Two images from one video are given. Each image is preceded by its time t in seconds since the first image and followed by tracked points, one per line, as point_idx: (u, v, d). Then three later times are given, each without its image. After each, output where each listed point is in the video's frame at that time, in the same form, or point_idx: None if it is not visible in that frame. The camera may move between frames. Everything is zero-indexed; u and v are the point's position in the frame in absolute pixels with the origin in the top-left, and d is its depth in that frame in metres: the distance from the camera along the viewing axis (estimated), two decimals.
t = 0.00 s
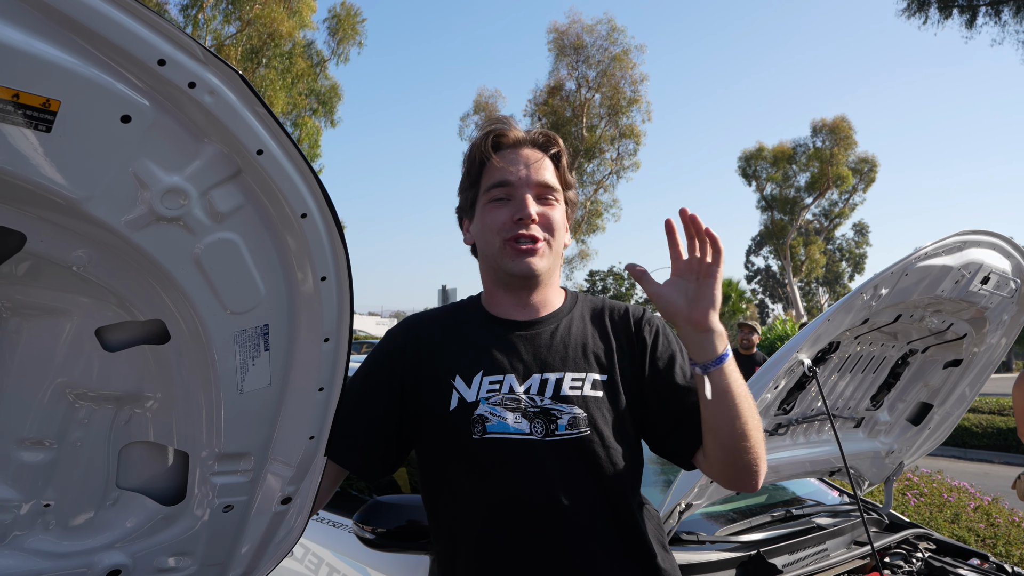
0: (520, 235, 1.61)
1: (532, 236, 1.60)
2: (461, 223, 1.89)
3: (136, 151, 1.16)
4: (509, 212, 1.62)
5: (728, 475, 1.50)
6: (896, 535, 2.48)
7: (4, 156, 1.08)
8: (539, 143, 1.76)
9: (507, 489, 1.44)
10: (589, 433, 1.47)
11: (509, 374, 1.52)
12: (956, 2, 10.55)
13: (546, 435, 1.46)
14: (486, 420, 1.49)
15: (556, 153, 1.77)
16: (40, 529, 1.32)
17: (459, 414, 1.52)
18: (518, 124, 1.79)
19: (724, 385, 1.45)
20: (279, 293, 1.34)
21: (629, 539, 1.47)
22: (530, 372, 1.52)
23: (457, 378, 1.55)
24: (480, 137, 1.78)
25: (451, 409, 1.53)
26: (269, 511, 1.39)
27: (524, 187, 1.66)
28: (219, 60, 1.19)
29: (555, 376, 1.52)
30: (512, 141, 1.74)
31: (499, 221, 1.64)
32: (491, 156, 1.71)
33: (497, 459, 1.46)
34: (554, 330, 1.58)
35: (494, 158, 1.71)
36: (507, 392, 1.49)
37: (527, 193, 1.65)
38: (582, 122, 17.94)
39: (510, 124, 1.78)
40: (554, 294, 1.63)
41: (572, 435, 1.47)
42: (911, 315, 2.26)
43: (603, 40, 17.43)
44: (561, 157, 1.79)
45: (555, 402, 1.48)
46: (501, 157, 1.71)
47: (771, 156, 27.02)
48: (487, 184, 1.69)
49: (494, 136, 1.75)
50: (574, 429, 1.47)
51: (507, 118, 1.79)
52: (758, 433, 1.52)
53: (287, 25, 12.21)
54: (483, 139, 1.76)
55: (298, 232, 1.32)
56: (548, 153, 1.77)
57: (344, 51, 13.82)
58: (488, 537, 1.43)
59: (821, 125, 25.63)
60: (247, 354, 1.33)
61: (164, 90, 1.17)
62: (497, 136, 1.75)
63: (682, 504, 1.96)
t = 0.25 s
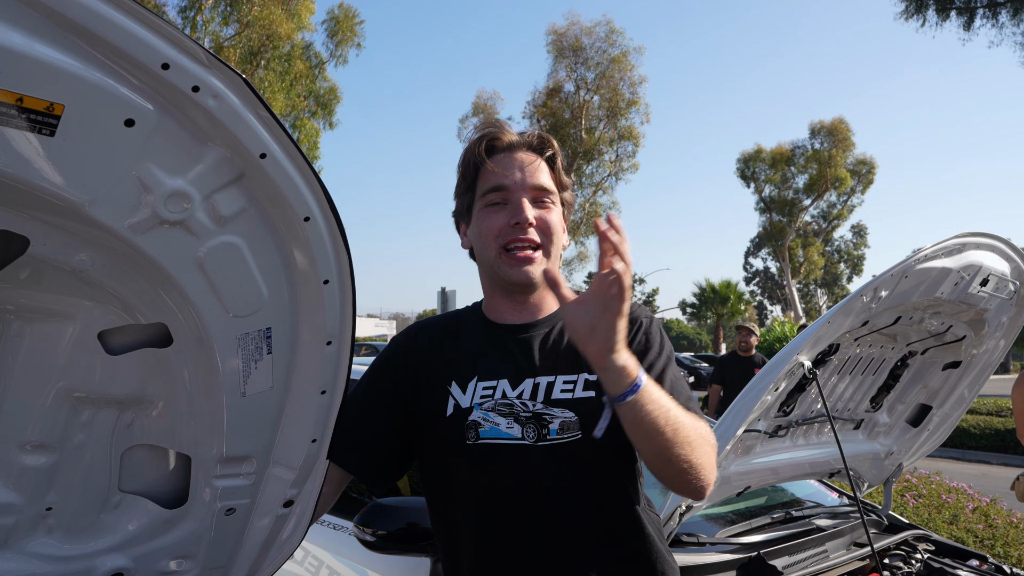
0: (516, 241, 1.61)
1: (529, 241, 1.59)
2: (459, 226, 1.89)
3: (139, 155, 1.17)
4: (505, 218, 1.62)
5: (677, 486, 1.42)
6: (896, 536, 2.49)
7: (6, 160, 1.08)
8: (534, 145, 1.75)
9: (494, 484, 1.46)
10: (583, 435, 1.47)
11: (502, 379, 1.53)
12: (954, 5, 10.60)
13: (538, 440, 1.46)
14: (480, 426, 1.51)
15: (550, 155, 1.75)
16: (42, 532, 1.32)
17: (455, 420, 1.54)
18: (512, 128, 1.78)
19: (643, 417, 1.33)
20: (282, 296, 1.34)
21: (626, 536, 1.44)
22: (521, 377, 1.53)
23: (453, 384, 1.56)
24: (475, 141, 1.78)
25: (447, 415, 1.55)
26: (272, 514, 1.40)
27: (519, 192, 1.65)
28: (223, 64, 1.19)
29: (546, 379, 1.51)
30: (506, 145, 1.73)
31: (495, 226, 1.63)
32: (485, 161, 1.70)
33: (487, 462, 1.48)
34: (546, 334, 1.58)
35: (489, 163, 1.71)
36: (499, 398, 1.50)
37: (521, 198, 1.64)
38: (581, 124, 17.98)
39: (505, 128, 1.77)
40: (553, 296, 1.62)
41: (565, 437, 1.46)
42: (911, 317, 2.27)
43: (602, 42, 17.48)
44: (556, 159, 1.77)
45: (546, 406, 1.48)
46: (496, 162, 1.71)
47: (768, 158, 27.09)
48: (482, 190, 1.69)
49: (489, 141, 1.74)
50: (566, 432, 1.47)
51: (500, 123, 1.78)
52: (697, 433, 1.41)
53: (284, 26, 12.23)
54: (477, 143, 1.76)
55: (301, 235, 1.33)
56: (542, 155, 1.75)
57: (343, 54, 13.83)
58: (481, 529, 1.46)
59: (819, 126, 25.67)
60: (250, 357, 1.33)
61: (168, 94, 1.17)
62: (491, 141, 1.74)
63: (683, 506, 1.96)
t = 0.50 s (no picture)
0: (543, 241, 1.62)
1: (553, 245, 1.62)
2: (465, 211, 1.87)
3: (141, 155, 1.17)
4: (538, 216, 1.63)
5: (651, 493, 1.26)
6: (890, 535, 2.51)
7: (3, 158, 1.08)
8: (569, 156, 1.78)
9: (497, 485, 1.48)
10: (573, 436, 1.45)
11: (495, 380, 1.53)
12: (948, 7, 10.69)
13: (529, 441, 1.46)
14: (471, 427, 1.52)
15: (582, 171, 1.79)
16: (42, 532, 1.32)
17: (451, 421, 1.56)
18: (554, 131, 1.78)
19: (575, 505, 1.12)
20: (284, 297, 1.34)
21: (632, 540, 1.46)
22: (514, 378, 1.52)
23: (449, 386, 1.58)
24: (514, 135, 1.76)
25: (443, 416, 1.57)
26: (272, 515, 1.40)
27: (554, 195, 1.67)
28: (225, 63, 1.19)
29: (537, 379, 1.50)
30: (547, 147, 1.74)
31: (524, 222, 1.64)
32: (526, 156, 1.69)
33: (485, 463, 1.49)
34: (540, 333, 1.56)
35: (529, 159, 1.70)
36: (491, 400, 1.51)
37: (557, 201, 1.66)
38: (577, 124, 17.99)
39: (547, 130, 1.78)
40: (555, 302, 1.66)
41: (555, 438, 1.45)
42: (906, 318, 2.29)
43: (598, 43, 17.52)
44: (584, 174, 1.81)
45: (537, 407, 1.47)
46: (535, 159, 1.71)
47: (762, 159, 27.21)
48: (518, 182, 1.68)
49: (532, 137, 1.74)
50: (556, 433, 1.45)
51: (542, 125, 1.79)
52: (632, 436, 1.22)
53: (282, 27, 12.14)
54: (518, 137, 1.75)
55: (303, 236, 1.33)
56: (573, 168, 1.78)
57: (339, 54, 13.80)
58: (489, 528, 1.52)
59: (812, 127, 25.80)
60: (251, 357, 1.33)
61: (170, 94, 1.17)
62: (535, 137, 1.73)
63: (680, 506, 1.97)
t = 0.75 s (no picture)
0: (537, 236, 1.63)
1: (549, 240, 1.63)
2: (469, 215, 1.90)
3: (148, 157, 1.19)
4: (531, 212, 1.64)
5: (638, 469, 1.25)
6: (881, 530, 2.55)
7: (9, 159, 1.10)
8: (564, 154, 1.80)
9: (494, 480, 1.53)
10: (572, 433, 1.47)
11: (497, 376, 1.55)
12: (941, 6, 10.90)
13: (531, 436, 1.49)
14: (475, 422, 1.54)
15: (578, 167, 1.81)
16: (48, 530, 1.34)
17: (452, 416, 1.58)
18: (547, 129, 1.80)
19: (551, 487, 1.13)
20: (287, 296, 1.36)
21: (622, 527, 1.54)
22: (516, 374, 1.54)
23: (451, 382, 1.60)
24: (507, 137, 1.79)
25: (444, 412, 1.59)
26: (275, 512, 1.42)
27: (548, 191, 1.68)
28: (230, 66, 1.21)
29: (538, 376, 1.52)
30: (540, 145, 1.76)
31: (517, 220, 1.66)
32: (517, 156, 1.72)
33: (484, 461, 1.52)
34: (541, 330, 1.59)
35: (521, 158, 1.73)
36: (494, 395, 1.53)
37: (550, 196, 1.67)
38: (572, 126, 18.03)
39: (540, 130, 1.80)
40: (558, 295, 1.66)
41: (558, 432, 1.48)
42: (898, 317, 2.33)
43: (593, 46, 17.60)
44: (581, 170, 1.82)
45: (539, 402, 1.50)
46: (527, 158, 1.73)
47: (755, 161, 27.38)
48: (511, 181, 1.71)
49: (524, 137, 1.76)
50: (557, 429, 1.48)
51: (536, 125, 1.81)
52: (603, 414, 1.24)
53: (282, 31, 12.27)
54: (510, 138, 1.77)
55: (306, 237, 1.35)
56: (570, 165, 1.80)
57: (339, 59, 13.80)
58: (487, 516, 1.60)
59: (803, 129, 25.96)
60: (255, 357, 1.35)
61: (176, 96, 1.19)
62: (528, 137, 1.76)
63: (676, 502, 2.00)
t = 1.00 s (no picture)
0: (533, 238, 1.67)
1: (545, 242, 1.67)
2: (465, 215, 1.93)
3: (150, 159, 1.21)
4: (527, 215, 1.68)
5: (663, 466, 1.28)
6: (866, 522, 2.61)
7: (14, 162, 1.12)
8: (560, 158, 1.84)
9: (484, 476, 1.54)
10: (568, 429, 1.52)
11: (492, 374, 1.58)
12: None
13: (526, 432, 1.52)
14: (469, 418, 1.57)
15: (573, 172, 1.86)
16: (54, 524, 1.38)
17: (447, 412, 1.61)
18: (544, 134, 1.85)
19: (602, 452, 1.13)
20: (287, 295, 1.39)
21: (611, 529, 1.48)
22: (512, 372, 1.57)
23: (445, 379, 1.63)
24: (505, 139, 1.83)
25: (439, 408, 1.62)
26: (276, 506, 1.45)
27: (544, 195, 1.72)
28: (230, 70, 1.23)
29: (533, 374, 1.55)
30: (537, 148, 1.80)
31: (514, 222, 1.70)
32: (515, 158, 1.76)
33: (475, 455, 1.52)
34: (536, 330, 1.62)
35: (519, 161, 1.77)
36: (489, 392, 1.56)
37: (546, 200, 1.71)
38: (565, 131, 17.99)
39: (537, 133, 1.84)
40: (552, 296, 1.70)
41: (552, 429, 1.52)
42: (882, 314, 2.38)
43: (585, 52, 17.61)
44: (575, 175, 1.87)
45: (534, 400, 1.53)
46: (524, 162, 1.77)
47: (744, 161, 27.51)
48: (509, 183, 1.74)
49: (522, 140, 1.80)
50: (553, 425, 1.52)
51: (533, 128, 1.85)
52: (643, 401, 1.27)
53: (282, 37, 12.23)
54: (508, 141, 1.81)
55: (305, 237, 1.38)
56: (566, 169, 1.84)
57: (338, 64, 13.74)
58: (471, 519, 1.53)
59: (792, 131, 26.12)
60: (255, 354, 1.38)
61: (178, 99, 1.21)
62: (525, 141, 1.80)
63: (667, 496, 2.04)
